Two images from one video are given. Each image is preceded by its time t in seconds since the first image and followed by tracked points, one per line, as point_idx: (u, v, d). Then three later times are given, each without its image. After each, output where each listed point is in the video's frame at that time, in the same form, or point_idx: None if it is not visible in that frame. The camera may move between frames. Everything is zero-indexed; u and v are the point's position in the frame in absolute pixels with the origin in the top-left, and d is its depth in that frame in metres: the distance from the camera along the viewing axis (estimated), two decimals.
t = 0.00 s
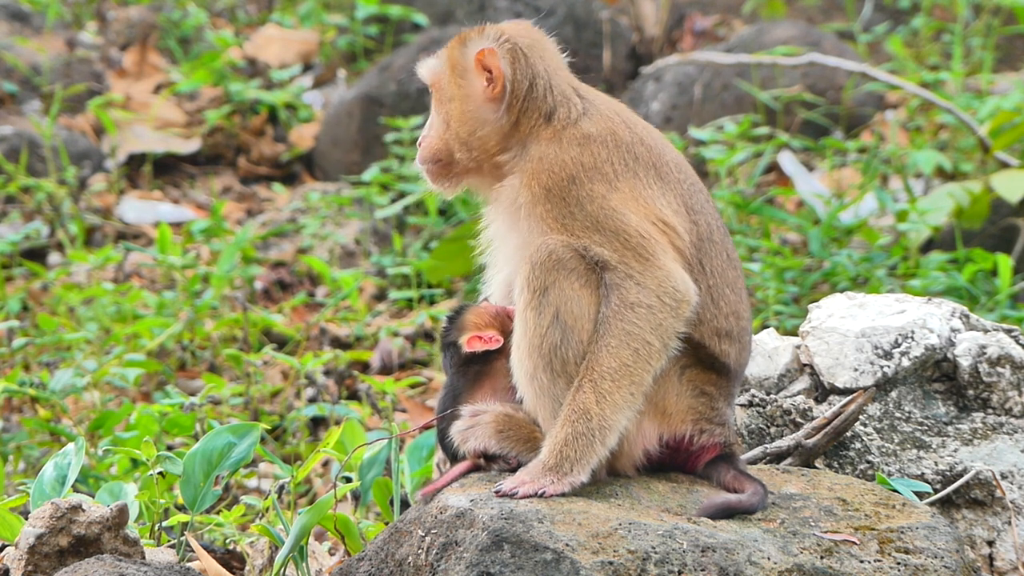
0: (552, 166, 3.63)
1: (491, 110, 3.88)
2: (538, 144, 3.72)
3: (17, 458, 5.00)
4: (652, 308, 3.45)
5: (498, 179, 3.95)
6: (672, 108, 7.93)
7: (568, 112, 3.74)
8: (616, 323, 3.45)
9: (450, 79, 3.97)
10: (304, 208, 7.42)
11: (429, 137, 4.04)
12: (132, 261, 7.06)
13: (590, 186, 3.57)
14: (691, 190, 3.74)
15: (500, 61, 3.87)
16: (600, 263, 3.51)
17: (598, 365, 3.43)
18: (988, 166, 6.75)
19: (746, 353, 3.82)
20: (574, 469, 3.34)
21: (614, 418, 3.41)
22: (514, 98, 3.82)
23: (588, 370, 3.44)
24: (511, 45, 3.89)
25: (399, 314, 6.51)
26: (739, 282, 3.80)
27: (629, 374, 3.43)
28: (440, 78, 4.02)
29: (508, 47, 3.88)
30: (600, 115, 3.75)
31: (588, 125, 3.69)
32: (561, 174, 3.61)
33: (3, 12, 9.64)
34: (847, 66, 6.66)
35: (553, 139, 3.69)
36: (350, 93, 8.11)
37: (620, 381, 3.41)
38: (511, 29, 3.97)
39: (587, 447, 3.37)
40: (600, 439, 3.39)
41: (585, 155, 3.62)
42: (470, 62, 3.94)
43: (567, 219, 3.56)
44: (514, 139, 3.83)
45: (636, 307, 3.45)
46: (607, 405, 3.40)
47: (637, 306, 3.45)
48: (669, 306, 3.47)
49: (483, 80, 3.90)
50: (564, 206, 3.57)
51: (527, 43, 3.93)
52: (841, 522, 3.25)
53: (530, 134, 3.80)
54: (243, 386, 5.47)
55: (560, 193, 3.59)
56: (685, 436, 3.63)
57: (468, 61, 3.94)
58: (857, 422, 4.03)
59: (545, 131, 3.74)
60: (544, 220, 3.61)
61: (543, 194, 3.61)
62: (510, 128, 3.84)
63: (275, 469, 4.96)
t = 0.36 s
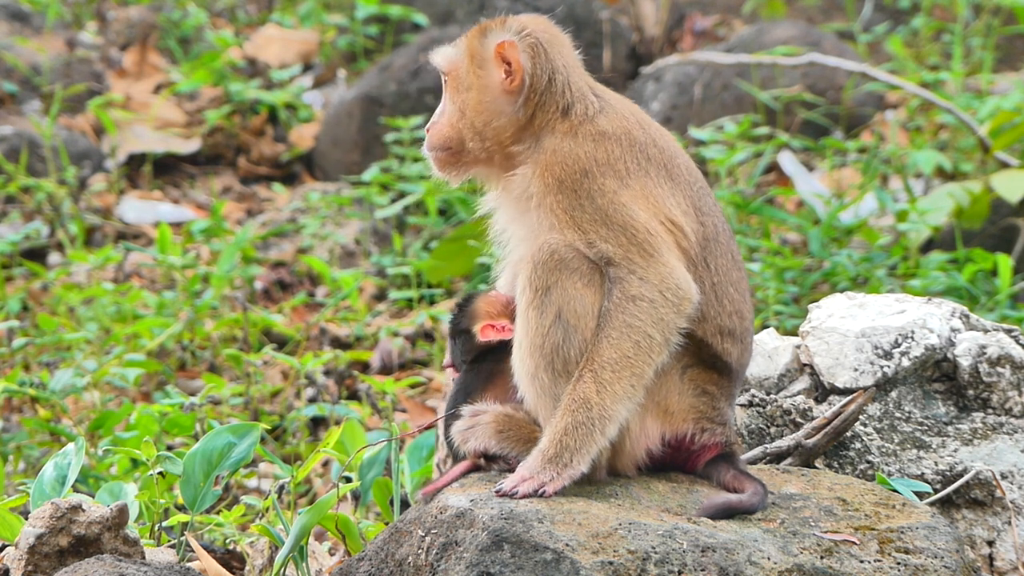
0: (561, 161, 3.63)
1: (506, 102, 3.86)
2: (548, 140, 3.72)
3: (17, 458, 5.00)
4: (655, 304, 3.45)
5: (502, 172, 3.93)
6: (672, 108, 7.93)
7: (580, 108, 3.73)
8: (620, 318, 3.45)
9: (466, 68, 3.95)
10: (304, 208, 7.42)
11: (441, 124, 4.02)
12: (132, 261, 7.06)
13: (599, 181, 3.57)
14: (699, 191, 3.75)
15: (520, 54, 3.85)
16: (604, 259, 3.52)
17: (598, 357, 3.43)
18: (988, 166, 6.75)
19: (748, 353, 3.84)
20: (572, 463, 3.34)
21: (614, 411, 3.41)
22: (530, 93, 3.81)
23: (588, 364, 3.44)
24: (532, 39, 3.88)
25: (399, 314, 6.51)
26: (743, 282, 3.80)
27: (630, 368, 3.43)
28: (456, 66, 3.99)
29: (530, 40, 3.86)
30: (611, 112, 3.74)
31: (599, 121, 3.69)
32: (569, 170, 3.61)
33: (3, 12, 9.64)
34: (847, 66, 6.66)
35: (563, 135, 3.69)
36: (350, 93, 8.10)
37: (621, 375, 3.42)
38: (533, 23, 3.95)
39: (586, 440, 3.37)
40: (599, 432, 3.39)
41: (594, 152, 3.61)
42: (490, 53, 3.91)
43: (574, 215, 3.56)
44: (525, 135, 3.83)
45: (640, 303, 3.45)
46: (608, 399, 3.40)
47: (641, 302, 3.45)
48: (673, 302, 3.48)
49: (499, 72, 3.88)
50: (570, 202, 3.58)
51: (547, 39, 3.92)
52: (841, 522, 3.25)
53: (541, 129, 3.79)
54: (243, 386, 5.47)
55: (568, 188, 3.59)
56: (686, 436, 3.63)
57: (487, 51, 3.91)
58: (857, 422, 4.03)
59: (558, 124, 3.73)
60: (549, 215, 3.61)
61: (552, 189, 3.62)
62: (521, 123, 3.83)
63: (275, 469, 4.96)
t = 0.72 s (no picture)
0: (574, 160, 3.64)
1: (538, 93, 3.80)
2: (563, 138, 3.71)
3: (17, 458, 5.00)
4: (662, 306, 3.47)
5: (504, 162, 3.91)
6: (672, 108, 7.92)
7: (602, 107, 3.72)
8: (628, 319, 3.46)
9: (501, 50, 3.87)
10: (304, 208, 7.42)
11: (465, 102, 3.88)
12: (132, 261, 7.06)
13: (611, 182, 3.57)
14: (706, 197, 3.76)
15: (567, 43, 3.78)
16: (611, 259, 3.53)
17: (603, 357, 3.44)
18: (988, 166, 6.75)
19: (750, 352, 3.85)
20: (574, 458, 3.35)
21: (614, 409, 3.42)
22: (569, 85, 3.77)
23: (588, 362, 3.46)
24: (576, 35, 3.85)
25: (399, 314, 6.51)
26: (744, 284, 3.82)
27: (633, 368, 3.44)
28: (495, 46, 3.87)
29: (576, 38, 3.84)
30: (632, 114, 3.74)
31: (622, 122, 3.68)
32: (583, 169, 3.61)
33: (3, 12, 9.63)
34: (847, 66, 6.66)
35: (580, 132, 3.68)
36: (350, 93, 8.10)
37: (623, 374, 3.43)
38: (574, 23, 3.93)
39: (587, 437, 3.38)
40: (599, 429, 3.40)
41: (611, 152, 3.61)
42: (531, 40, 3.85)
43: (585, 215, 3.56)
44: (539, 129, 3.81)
45: (648, 304, 3.46)
46: (608, 397, 3.41)
47: (649, 305, 3.46)
48: (680, 305, 3.49)
49: (536, 61, 3.83)
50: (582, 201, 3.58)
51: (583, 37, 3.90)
52: (841, 522, 3.25)
53: (566, 122, 3.75)
54: (243, 386, 5.47)
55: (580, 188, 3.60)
56: (688, 436, 3.62)
57: (527, 37, 3.85)
58: (857, 422, 4.03)
59: (580, 122, 3.71)
60: (562, 214, 3.62)
61: (564, 187, 3.62)
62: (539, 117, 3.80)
63: (275, 469, 4.96)
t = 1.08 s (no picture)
0: (584, 166, 3.61)
1: (547, 94, 3.80)
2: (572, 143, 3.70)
3: (17, 458, 5.00)
4: (673, 324, 3.49)
5: (510, 161, 3.91)
6: (672, 108, 7.92)
7: (616, 115, 3.71)
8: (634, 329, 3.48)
9: (511, 50, 3.88)
10: (304, 208, 7.41)
11: (471, 100, 3.89)
12: (132, 261, 7.06)
13: (623, 194, 3.56)
14: (703, 207, 3.80)
15: (581, 41, 3.80)
16: (621, 270, 3.53)
17: (622, 383, 3.44)
18: (988, 166, 6.75)
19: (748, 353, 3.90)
20: (606, 478, 3.31)
21: (637, 433, 3.41)
22: (580, 83, 3.78)
23: (608, 387, 3.45)
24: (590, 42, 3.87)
25: (399, 314, 6.51)
26: (739, 286, 3.88)
27: (650, 391, 3.45)
28: (503, 49, 3.88)
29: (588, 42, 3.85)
30: (640, 121, 3.74)
31: (638, 133, 3.68)
32: (596, 179, 3.59)
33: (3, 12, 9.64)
34: (847, 66, 6.66)
35: (589, 139, 3.66)
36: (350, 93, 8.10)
37: (643, 400, 3.43)
38: (582, 22, 3.96)
39: (613, 457, 3.36)
40: (625, 451, 3.38)
41: (622, 163, 3.59)
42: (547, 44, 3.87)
43: (594, 226, 3.57)
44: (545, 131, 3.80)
45: (655, 317, 3.48)
46: (622, 415, 3.41)
47: (657, 319, 3.48)
48: (688, 321, 3.51)
49: (549, 64, 3.83)
50: (593, 212, 3.58)
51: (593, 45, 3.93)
52: (841, 522, 3.25)
53: (575, 126, 3.74)
54: (243, 386, 5.47)
55: (591, 195, 3.58)
56: (687, 435, 3.62)
57: (541, 42, 3.87)
58: (857, 422, 4.03)
59: (591, 129, 3.69)
60: (572, 219, 3.62)
61: (572, 194, 3.62)
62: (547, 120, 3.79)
63: (275, 470, 4.96)
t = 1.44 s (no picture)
0: (589, 162, 3.62)
1: (566, 94, 3.81)
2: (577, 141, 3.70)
3: (17, 459, 5.00)
4: (674, 324, 3.49)
5: (519, 157, 3.90)
6: (672, 108, 7.93)
7: (621, 112, 3.74)
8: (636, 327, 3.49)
9: (528, 48, 3.87)
10: (304, 208, 7.41)
11: (489, 98, 3.88)
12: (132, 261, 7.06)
13: (628, 191, 3.57)
14: (703, 207, 3.82)
15: (594, 36, 3.89)
16: (623, 268, 3.54)
17: (627, 383, 3.44)
18: (989, 166, 6.75)
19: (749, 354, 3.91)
20: (610, 484, 3.31)
21: (643, 436, 3.41)
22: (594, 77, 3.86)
23: (613, 387, 3.45)
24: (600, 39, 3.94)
25: (399, 314, 6.51)
26: (739, 286, 3.88)
27: (655, 393, 3.45)
28: (524, 46, 3.88)
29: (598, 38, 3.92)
30: (645, 119, 3.76)
31: (644, 130, 3.70)
32: (602, 174, 3.60)
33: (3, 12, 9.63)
34: (847, 66, 6.66)
35: (595, 135, 3.68)
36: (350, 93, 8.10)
37: (648, 401, 3.43)
38: (590, 18, 4.02)
39: (620, 463, 3.35)
40: (632, 457, 3.37)
41: (629, 158, 3.61)
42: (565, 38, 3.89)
43: (598, 224, 3.58)
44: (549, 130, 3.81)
45: (657, 315, 3.49)
46: (626, 414, 3.40)
47: (659, 317, 3.49)
48: (688, 319, 3.52)
49: (566, 61, 3.85)
50: (599, 210, 3.58)
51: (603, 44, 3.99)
52: (842, 522, 3.24)
53: (583, 122, 3.75)
54: (243, 386, 5.47)
55: (595, 192, 3.59)
56: (688, 436, 3.62)
57: (555, 38, 3.89)
58: (858, 423, 4.03)
59: (598, 125, 3.70)
60: (578, 213, 3.62)
61: (577, 193, 3.63)
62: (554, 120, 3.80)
63: (275, 470, 4.96)
